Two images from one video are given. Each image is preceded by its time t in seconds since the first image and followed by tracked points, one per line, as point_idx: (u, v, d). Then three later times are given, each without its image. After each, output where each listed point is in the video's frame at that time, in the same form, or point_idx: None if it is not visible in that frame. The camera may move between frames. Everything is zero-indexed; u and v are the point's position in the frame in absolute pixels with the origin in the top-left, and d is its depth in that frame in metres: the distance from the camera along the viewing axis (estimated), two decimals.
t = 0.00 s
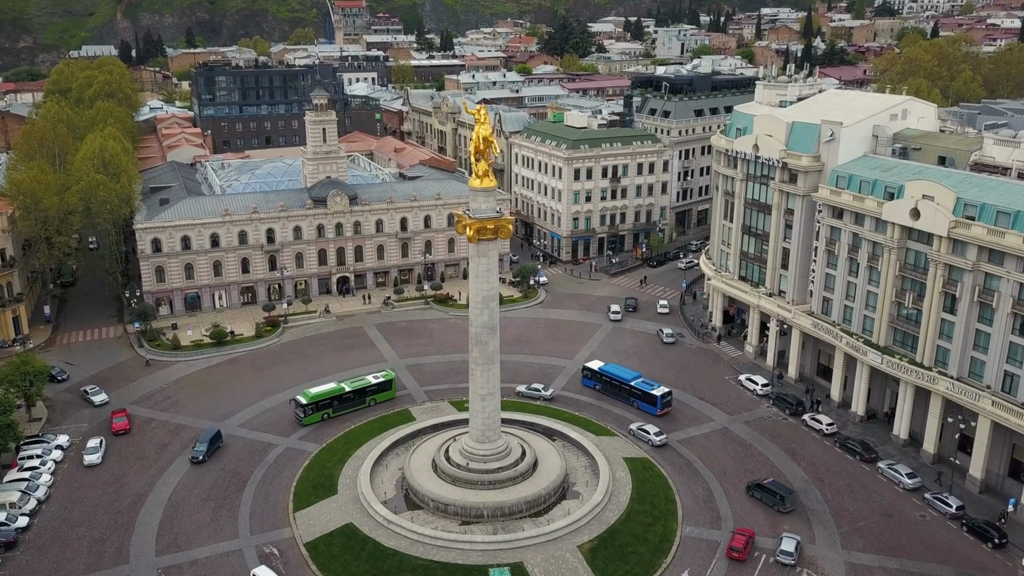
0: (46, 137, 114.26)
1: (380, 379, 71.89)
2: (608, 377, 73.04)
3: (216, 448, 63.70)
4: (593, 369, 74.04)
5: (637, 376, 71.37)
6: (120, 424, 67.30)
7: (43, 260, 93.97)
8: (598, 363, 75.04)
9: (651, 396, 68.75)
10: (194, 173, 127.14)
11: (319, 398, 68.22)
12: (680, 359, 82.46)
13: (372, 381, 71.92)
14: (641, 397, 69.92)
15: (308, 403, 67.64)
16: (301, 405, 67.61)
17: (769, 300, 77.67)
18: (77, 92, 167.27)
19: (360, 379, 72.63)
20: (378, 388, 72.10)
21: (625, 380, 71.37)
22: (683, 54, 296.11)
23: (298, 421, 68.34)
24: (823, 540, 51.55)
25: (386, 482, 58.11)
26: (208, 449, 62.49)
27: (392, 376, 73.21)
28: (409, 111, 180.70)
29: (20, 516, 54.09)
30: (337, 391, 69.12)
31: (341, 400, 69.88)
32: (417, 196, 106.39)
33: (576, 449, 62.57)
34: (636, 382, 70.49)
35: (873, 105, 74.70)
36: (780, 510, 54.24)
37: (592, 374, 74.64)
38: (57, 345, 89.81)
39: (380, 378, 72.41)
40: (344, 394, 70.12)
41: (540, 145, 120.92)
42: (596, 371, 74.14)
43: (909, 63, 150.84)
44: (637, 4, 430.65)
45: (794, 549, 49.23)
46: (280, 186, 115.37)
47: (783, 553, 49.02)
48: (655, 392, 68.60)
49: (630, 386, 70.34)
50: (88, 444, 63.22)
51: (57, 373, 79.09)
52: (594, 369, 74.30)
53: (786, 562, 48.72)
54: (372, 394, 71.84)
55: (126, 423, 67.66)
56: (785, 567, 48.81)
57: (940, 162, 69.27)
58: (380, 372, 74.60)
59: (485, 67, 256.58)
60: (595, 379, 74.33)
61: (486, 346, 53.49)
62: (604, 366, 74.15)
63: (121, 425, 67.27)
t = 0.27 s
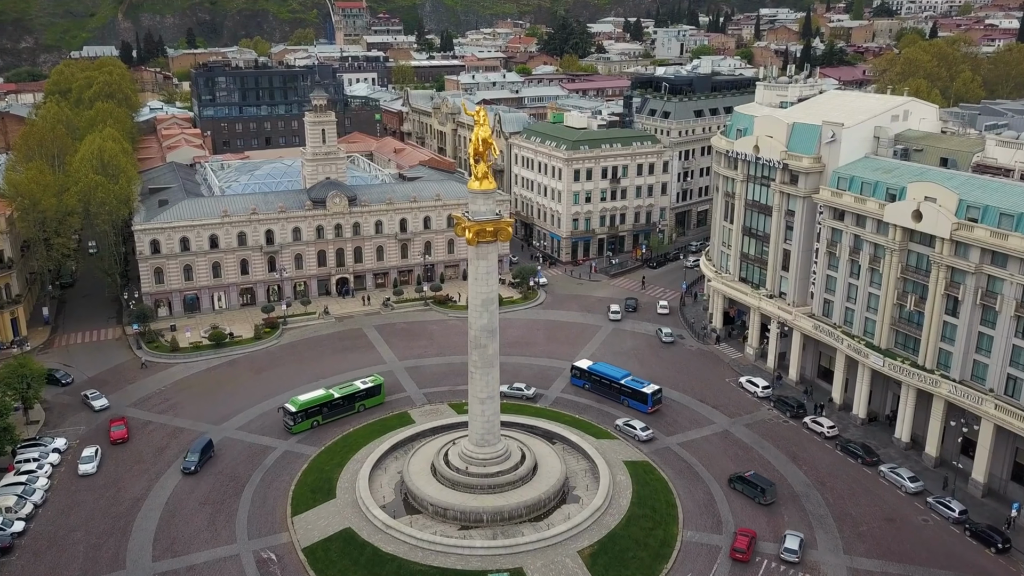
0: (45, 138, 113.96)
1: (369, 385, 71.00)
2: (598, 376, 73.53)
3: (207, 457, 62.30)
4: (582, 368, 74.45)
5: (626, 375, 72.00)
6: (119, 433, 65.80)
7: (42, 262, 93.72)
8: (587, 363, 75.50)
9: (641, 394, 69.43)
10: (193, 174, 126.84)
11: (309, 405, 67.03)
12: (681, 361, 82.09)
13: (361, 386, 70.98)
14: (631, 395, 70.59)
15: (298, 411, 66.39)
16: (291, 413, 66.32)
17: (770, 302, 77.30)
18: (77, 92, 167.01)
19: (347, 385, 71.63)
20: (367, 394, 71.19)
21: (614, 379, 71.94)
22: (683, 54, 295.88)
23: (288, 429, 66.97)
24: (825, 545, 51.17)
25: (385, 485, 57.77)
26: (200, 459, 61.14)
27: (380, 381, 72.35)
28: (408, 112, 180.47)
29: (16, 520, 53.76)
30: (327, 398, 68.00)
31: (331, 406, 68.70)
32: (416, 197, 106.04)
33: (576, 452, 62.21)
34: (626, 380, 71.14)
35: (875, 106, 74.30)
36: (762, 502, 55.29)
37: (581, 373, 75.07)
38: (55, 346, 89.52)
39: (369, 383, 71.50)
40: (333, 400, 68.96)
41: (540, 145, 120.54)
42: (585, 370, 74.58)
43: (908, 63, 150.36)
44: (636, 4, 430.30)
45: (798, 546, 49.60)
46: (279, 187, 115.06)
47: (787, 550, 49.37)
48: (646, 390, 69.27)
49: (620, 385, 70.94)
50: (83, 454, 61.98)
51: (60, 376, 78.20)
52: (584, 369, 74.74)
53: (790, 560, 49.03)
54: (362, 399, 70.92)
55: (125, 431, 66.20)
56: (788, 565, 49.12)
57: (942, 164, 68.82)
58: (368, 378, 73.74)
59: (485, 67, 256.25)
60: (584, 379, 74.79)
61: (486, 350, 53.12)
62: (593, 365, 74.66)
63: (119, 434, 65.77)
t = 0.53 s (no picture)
0: (44, 138, 113.60)
1: (358, 391, 69.90)
2: (587, 375, 73.81)
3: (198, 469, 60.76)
4: (570, 368, 74.67)
5: (615, 373, 72.40)
6: (116, 443, 64.18)
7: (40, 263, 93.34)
8: (575, 362, 75.72)
9: (632, 392, 69.88)
10: (192, 175, 126.47)
11: (298, 413, 65.65)
12: (682, 362, 81.68)
13: (350, 392, 69.85)
14: (621, 394, 70.99)
15: (287, 419, 64.97)
16: (280, 421, 64.84)
17: (771, 303, 76.87)
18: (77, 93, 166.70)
19: (335, 391, 70.42)
20: (356, 400, 70.08)
21: (604, 378, 72.28)
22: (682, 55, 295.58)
23: (276, 438, 65.48)
24: (827, 550, 50.74)
25: (384, 489, 57.37)
26: (192, 470, 59.64)
27: (368, 387, 71.28)
28: (408, 112, 180.12)
29: (12, 525, 53.37)
30: (316, 405, 66.70)
31: (320, 413, 67.44)
32: (416, 198, 105.64)
33: (576, 456, 61.81)
34: (616, 379, 71.53)
35: (876, 107, 73.83)
36: (744, 495, 56.32)
37: (569, 373, 75.26)
38: (53, 348, 89.14)
39: (357, 389, 70.39)
40: (323, 407, 67.71)
41: (540, 146, 120.11)
42: (574, 370, 74.81)
43: (908, 63, 149.67)
44: (636, 5, 429.79)
45: (802, 543, 49.83)
46: (278, 188, 114.65)
47: (792, 546, 49.58)
48: (636, 388, 69.73)
49: (610, 383, 71.31)
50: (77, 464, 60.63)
51: (64, 380, 77.32)
52: (572, 368, 74.96)
53: (794, 557, 49.24)
54: (350, 406, 69.78)
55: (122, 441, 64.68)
56: (792, 562, 49.38)
57: (945, 165, 68.22)
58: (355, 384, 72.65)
59: (485, 68, 255.85)
60: (573, 378, 75.00)
61: (485, 353, 52.69)
62: (582, 365, 74.93)
63: (117, 444, 64.20)
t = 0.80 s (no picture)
0: (42, 139, 113.06)
1: (347, 397, 68.78)
2: (576, 375, 74.04)
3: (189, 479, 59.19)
4: (560, 368, 74.85)
5: (604, 373, 72.76)
6: (112, 453, 62.62)
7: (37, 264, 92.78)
8: (564, 362, 75.91)
9: (622, 391, 70.26)
10: (191, 175, 126.00)
11: (287, 421, 64.32)
12: (683, 364, 81.24)
13: (338, 399, 68.67)
14: (613, 394, 71.33)
15: (277, 427, 63.61)
16: (268, 430, 63.45)
17: (772, 305, 76.40)
18: (76, 94, 166.25)
19: (323, 398, 69.16)
20: (345, 406, 68.92)
21: (594, 378, 72.57)
22: (682, 55, 295.35)
23: (266, 447, 64.06)
24: (830, 555, 50.28)
25: (382, 494, 56.93)
26: (182, 482, 58.09)
27: (357, 393, 70.18)
28: (408, 112, 179.72)
29: (7, 531, 52.94)
30: (305, 412, 65.40)
31: (310, 421, 66.09)
32: (415, 199, 105.18)
33: (576, 460, 61.37)
34: (606, 378, 71.89)
35: (878, 108, 73.30)
36: (728, 488, 57.23)
37: (558, 373, 75.43)
38: (51, 350, 88.69)
39: (346, 396, 69.25)
40: (312, 415, 66.39)
41: (539, 147, 119.61)
42: (563, 370, 75.02)
43: (909, 64, 149.01)
44: (636, 5, 429.54)
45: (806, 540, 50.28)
46: (277, 189, 114.18)
47: (795, 543, 49.98)
48: (626, 387, 70.14)
49: (601, 383, 71.64)
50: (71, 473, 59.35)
51: (68, 385, 76.40)
52: (561, 369, 75.16)
53: (798, 554, 49.71)
54: (340, 412, 68.62)
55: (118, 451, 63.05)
56: (795, 559, 49.83)
57: (948, 166, 67.57)
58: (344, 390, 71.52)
59: (484, 68, 255.49)
60: (562, 378, 75.20)
61: (485, 357, 52.21)
62: (571, 365, 75.18)
63: (113, 454, 62.60)
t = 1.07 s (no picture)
0: (41, 140, 112.55)
1: (335, 404, 67.43)
2: (566, 376, 73.92)
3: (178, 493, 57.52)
4: (549, 369, 74.68)
5: (594, 373, 72.78)
6: (108, 466, 61.01)
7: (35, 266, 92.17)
8: (553, 363, 75.78)
9: (613, 390, 70.34)
10: (190, 176, 125.52)
11: (277, 430, 62.68)
12: (684, 367, 80.71)
13: (327, 406, 67.28)
14: (602, 393, 71.35)
15: (266, 437, 61.89)
16: (257, 440, 61.72)
17: (773, 308, 75.87)
18: (76, 94, 165.86)
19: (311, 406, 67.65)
20: (334, 413, 67.55)
21: (583, 378, 72.53)
22: (681, 55, 295.00)
23: (256, 458, 62.43)
24: (833, 562, 49.73)
25: (381, 499, 56.43)
26: (172, 497, 56.42)
27: (345, 400, 68.84)
28: (407, 113, 179.28)
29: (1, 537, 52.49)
30: (294, 421, 63.87)
31: (299, 429, 64.58)
32: (414, 200, 104.67)
33: (576, 464, 60.86)
34: (596, 378, 71.93)
35: (880, 109, 72.74)
36: (712, 483, 58.16)
37: (547, 374, 75.30)
38: (49, 352, 88.19)
39: (334, 403, 67.88)
40: (301, 423, 64.90)
41: (539, 148, 119.06)
42: (552, 371, 74.88)
43: (909, 64, 148.33)
44: (635, 5, 429.25)
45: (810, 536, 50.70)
46: (275, 191, 113.61)
47: (798, 539, 50.41)
48: (616, 386, 70.23)
49: (590, 382, 71.65)
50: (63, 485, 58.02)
51: (71, 390, 75.39)
52: (550, 369, 75.01)
53: (803, 551, 50.07)
54: (329, 419, 67.23)
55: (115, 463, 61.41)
56: (800, 556, 50.20)
57: (951, 168, 66.95)
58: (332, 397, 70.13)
59: (484, 68, 255.11)
60: (551, 379, 75.05)
61: (484, 361, 51.70)
62: (560, 365, 75.09)
63: (109, 467, 60.99)
